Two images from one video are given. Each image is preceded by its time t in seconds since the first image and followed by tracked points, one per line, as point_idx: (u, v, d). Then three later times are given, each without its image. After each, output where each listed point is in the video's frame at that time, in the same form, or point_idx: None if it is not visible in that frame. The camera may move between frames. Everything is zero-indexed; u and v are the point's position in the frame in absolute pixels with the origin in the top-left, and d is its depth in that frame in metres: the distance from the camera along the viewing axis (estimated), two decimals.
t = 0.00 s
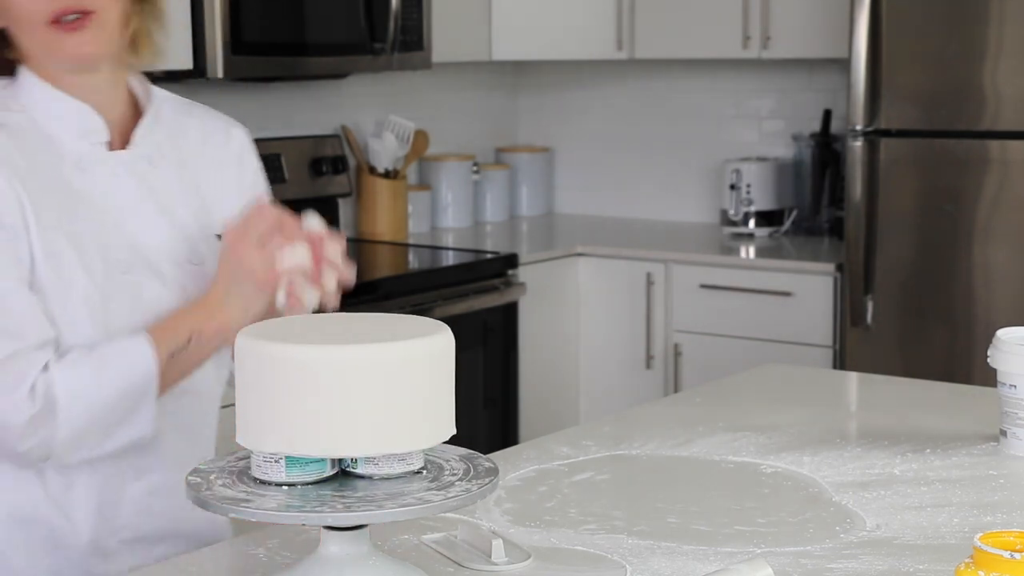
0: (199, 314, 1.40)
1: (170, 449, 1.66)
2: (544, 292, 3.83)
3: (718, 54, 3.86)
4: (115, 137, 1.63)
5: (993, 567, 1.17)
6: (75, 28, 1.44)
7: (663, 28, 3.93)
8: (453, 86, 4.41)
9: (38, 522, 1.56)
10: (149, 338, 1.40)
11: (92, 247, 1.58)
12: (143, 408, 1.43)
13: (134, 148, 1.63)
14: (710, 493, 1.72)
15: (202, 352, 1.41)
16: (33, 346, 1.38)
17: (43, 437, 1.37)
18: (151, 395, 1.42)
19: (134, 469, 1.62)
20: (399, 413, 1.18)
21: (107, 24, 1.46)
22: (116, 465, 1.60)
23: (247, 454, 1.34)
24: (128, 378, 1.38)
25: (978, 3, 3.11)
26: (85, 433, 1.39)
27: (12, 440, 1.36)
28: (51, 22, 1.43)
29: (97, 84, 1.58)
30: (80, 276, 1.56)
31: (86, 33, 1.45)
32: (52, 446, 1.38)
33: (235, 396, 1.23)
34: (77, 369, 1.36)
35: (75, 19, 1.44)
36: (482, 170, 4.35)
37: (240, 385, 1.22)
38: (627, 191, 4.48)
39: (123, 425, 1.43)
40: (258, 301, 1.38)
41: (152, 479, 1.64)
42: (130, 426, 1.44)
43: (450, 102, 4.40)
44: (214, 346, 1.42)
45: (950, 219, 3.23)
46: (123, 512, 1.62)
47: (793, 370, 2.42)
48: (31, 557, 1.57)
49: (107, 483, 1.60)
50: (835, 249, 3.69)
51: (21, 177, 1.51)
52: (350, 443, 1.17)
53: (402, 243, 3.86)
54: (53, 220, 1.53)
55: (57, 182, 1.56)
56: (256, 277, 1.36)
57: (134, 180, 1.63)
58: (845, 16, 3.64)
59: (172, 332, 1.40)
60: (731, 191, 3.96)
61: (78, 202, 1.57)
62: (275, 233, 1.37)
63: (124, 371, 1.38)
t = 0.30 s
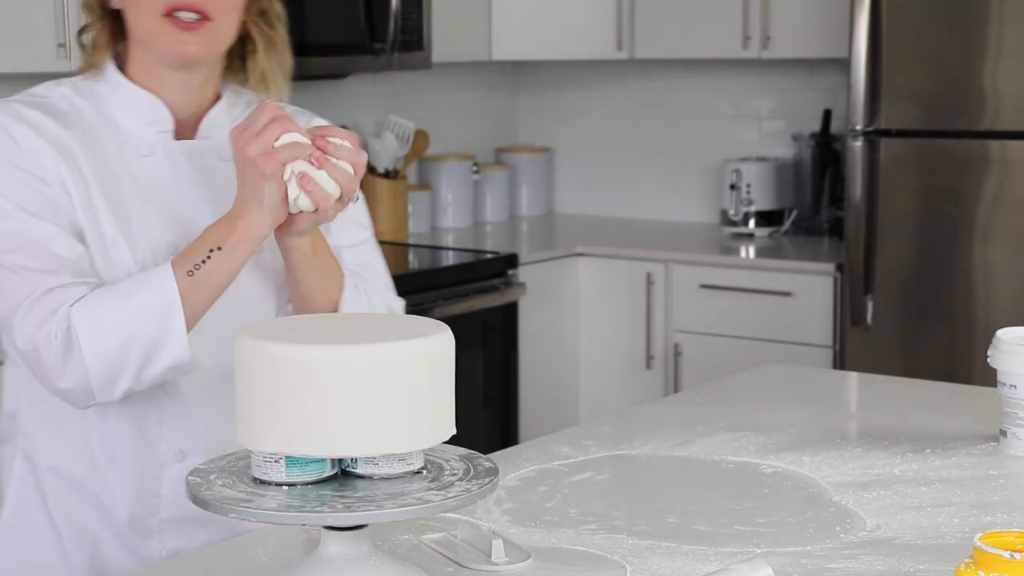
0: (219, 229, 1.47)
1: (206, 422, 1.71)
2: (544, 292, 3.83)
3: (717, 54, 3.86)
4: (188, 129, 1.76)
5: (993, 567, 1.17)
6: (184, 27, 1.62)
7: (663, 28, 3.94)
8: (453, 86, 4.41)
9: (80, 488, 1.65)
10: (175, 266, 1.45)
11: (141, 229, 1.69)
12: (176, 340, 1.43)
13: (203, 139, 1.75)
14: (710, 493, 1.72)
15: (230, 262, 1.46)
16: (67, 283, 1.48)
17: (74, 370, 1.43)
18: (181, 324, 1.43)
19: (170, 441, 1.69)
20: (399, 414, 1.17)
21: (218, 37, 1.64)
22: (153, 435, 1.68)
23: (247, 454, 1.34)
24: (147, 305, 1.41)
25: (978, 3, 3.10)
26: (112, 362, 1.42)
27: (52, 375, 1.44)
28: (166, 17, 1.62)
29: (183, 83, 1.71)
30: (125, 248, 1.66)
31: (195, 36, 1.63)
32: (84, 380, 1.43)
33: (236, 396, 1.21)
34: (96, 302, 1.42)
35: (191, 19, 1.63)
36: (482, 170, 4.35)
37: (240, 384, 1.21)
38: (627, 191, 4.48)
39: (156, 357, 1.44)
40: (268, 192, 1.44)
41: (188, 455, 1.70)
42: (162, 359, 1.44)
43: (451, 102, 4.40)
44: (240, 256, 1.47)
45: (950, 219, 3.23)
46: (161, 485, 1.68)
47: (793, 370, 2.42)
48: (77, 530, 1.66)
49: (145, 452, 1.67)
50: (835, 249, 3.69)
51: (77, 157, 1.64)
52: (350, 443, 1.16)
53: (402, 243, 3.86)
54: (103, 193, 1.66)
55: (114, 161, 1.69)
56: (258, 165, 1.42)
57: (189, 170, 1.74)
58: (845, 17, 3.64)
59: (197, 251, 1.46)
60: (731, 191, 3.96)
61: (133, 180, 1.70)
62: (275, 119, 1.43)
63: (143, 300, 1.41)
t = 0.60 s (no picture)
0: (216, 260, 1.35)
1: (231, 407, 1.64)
2: (544, 292, 3.83)
3: (717, 54, 3.86)
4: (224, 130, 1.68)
5: (993, 567, 1.17)
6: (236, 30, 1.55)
7: (663, 28, 3.94)
8: (453, 86, 4.41)
9: (109, 477, 1.60)
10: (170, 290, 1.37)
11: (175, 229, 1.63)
12: (157, 363, 1.40)
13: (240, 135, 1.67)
14: (710, 493, 1.72)
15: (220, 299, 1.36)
16: (67, 291, 1.45)
17: (56, 380, 1.41)
18: (165, 349, 1.39)
19: (196, 429, 1.63)
20: (400, 413, 1.17)
21: (268, 44, 1.58)
22: (179, 423, 1.62)
23: (248, 455, 1.33)
24: (127, 331, 1.38)
25: (978, 3, 3.10)
26: (98, 377, 1.40)
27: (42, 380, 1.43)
28: (220, 17, 1.55)
29: (230, 86, 1.64)
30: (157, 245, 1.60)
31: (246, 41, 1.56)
32: (69, 384, 1.41)
33: (238, 397, 1.21)
34: (86, 315, 1.39)
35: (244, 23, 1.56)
36: (483, 170, 4.35)
37: (241, 385, 1.21)
38: (628, 191, 4.48)
39: (140, 375, 1.41)
40: (276, 246, 1.33)
41: (215, 442, 1.63)
42: (146, 377, 1.41)
43: (451, 102, 4.40)
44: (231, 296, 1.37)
45: (950, 220, 3.23)
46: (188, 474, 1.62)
47: (792, 370, 2.42)
48: (111, 520, 1.61)
49: (170, 443, 1.62)
50: (835, 249, 3.69)
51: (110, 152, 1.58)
52: (351, 442, 1.16)
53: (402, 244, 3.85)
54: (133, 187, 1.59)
55: (151, 158, 1.63)
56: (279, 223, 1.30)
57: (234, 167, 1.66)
58: (845, 16, 3.65)
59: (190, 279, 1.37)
60: (731, 191, 3.96)
61: (172, 177, 1.64)
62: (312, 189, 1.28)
63: (123, 325, 1.38)
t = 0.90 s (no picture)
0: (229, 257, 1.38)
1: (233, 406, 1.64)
2: (544, 292, 3.83)
3: (717, 54, 3.86)
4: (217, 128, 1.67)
5: (994, 567, 1.17)
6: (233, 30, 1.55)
7: (662, 28, 3.94)
8: (453, 86, 4.41)
9: (113, 478, 1.60)
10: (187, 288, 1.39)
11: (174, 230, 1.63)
12: (174, 359, 1.41)
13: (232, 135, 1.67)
14: (709, 493, 1.72)
15: (235, 296, 1.38)
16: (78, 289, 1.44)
17: (70, 377, 1.40)
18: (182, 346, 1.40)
19: (198, 427, 1.63)
20: (398, 415, 1.17)
21: (265, 46, 1.58)
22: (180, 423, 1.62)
23: (248, 455, 1.33)
24: (146, 327, 1.39)
25: (978, 3, 3.10)
26: (112, 375, 1.40)
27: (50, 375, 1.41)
28: (218, 15, 1.54)
29: (223, 87, 1.63)
30: (151, 242, 1.60)
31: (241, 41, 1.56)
32: (82, 380, 1.40)
33: (238, 396, 1.21)
34: (105, 311, 1.39)
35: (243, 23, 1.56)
36: (483, 170, 4.35)
37: (242, 384, 1.21)
38: (627, 190, 4.48)
39: (154, 372, 1.42)
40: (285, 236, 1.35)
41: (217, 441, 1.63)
42: (160, 373, 1.42)
43: (450, 102, 4.41)
44: (248, 292, 1.39)
45: (950, 220, 3.23)
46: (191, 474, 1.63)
47: (792, 370, 2.42)
48: (115, 520, 1.61)
49: (170, 441, 1.62)
50: (836, 249, 3.69)
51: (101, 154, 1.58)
52: (351, 442, 1.16)
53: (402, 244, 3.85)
54: (128, 190, 1.59)
55: (144, 161, 1.63)
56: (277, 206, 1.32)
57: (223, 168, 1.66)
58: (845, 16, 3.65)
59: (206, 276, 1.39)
60: (731, 191, 3.96)
61: (165, 180, 1.64)
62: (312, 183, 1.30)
63: (141, 321, 1.38)
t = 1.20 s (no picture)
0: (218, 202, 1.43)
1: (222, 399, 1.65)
2: (544, 292, 3.83)
3: (717, 54, 3.86)
4: (196, 123, 1.69)
5: (993, 567, 1.17)
6: (210, 26, 1.55)
7: (663, 28, 3.94)
8: (453, 86, 4.41)
9: (105, 476, 1.60)
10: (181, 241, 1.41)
11: (159, 221, 1.63)
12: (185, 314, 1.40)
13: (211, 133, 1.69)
14: (709, 493, 1.72)
15: (229, 242, 1.41)
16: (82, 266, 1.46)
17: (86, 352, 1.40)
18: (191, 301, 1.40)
19: (190, 421, 1.64)
20: (399, 415, 1.17)
21: (243, 41, 1.58)
22: (171, 418, 1.63)
23: (248, 454, 1.33)
24: (151, 286, 1.39)
25: (978, 3, 3.11)
26: (123, 344, 1.40)
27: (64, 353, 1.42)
28: (196, 12, 1.54)
29: (200, 80, 1.64)
30: (140, 231, 1.60)
31: (219, 35, 1.56)
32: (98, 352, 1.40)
33: (238, 397, 1.21)
34: (112, 280, 1.40)
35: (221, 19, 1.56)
36: (482, 170, 4.35)
37: (242, 385, 1.21)
38: (627, 191, 4.48)
39: (167, 330, 1.41)
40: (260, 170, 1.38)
41: (207, 435, 1.64)
42: (170, 339, 1.41)
43: (450, 102, 4.41)
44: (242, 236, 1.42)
45: (950, 220, 3.23)
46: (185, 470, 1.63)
47: (793, 370, 2.42)
48: (109, 517, 1.61)
49: (164, 437, 1.62)
50: (836, 249, 3.69)
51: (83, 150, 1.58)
52: (352, 442, 1.16)
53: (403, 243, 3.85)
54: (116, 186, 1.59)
55: (122, 155, 1.63)
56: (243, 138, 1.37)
57: (198, 162, 1.68)
58: (845, 16, 3.65)
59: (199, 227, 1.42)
60: (731, 191, 3.96)
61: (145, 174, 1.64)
62: (271, 101, 1.37)
63: (146, 280, 1.39)
